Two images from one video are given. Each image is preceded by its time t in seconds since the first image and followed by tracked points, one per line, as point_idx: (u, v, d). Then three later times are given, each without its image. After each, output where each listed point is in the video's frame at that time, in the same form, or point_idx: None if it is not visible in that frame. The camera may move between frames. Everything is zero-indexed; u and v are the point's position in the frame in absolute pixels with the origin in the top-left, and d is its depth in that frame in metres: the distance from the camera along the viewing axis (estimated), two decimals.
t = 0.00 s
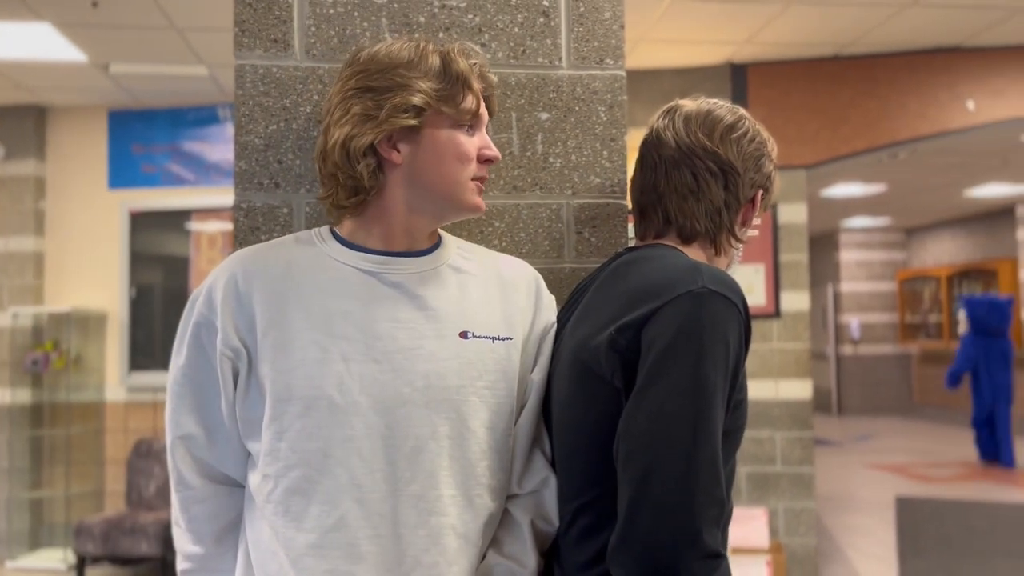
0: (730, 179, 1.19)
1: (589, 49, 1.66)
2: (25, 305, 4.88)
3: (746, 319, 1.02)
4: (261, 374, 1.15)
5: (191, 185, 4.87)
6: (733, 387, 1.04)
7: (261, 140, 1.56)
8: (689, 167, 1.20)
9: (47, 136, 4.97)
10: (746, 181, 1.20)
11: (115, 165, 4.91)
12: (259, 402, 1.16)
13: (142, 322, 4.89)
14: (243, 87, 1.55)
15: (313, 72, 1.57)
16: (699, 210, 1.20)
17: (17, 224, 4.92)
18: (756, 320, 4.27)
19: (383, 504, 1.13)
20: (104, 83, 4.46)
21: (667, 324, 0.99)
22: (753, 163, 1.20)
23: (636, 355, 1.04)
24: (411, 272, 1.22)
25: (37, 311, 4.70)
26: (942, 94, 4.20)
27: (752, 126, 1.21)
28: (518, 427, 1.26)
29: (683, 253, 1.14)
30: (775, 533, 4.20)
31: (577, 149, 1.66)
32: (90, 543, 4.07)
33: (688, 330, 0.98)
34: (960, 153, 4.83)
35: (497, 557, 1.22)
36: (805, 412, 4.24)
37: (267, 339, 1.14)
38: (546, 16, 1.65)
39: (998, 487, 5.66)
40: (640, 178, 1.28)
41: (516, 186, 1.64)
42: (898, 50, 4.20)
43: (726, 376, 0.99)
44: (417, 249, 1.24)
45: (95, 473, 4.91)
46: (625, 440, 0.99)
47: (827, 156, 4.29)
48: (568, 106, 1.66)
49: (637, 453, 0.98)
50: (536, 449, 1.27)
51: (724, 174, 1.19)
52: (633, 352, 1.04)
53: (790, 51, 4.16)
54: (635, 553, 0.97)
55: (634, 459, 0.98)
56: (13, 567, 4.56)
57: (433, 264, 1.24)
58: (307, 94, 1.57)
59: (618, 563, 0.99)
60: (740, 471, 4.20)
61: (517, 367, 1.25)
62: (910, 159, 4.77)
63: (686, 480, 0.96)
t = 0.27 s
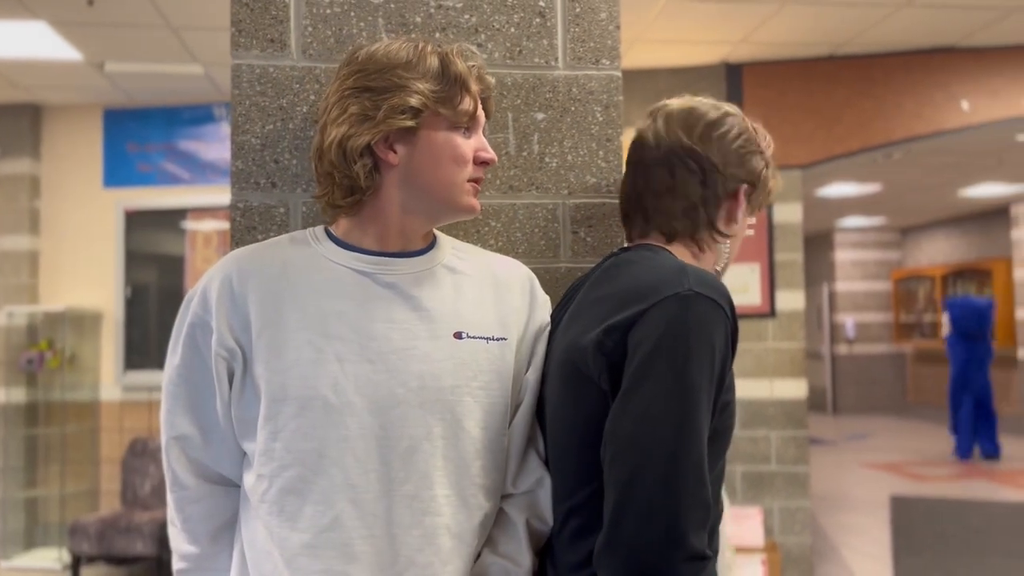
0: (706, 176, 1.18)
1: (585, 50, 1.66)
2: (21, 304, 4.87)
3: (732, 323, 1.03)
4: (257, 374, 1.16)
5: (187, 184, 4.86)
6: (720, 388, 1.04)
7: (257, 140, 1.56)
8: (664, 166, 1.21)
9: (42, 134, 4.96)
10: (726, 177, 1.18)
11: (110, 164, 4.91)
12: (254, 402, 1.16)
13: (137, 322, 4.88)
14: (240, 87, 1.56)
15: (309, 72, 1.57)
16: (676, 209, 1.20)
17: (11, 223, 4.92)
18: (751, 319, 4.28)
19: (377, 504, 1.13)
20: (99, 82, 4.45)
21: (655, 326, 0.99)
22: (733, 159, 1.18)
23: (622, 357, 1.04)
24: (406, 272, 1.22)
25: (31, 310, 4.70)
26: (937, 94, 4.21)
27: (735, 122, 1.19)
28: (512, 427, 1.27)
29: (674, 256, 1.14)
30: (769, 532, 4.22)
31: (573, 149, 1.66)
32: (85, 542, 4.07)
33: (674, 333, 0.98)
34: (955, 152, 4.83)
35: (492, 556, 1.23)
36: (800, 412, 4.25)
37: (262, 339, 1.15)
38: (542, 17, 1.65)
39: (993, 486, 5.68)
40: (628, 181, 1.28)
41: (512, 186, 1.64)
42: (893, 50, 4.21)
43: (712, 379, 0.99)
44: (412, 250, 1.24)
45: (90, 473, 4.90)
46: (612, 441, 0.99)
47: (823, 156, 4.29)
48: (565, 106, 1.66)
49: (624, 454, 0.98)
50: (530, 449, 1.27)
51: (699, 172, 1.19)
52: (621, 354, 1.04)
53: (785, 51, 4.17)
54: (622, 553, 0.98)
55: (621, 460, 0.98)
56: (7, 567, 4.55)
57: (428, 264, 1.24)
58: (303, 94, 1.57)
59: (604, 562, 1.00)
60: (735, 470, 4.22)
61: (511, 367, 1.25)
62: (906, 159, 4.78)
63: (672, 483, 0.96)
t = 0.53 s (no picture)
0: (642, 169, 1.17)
1: (582, 50, 1.66)
2: (17, 303, 4.87)
3: (697, 320, 1.02)
4: (251, 376, 1.15)
5: (184, 183, 4.86)
6: (691, 389, 1.03)
7: (256, 139, 1.56)
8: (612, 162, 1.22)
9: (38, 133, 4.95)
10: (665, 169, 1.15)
11: (107, 162, 4.90)
12: (249, 403, 1.16)
13: (134, 321, 4.88)
14: (238, 86, 1.55)
15: (307, 71, 1.57)
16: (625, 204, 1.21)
17: (7, 222, 4.90)
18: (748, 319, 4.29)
19: (371, 505, 1.13)
20: (96, 80, 4.44)
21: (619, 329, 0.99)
22: (667, 148, 1.13)
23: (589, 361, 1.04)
24: (401, 273, 1.22)
25: (27, 309, 4.61)
26: (933, 94, 4.23)
27: (677, 108, 1.12)
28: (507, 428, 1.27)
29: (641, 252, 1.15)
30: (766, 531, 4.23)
31: (571, 149, 1.66)
32: (82, 542, 4.06)
33: (632, 334, 0.97)
34: (950, 153, 4.85)
35: (490, 555, 1.23)
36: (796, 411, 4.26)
37: (255, 340, 1.15)
38: (540, 16, 1.65)
39: (988, 485, 5.72)
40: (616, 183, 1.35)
41: (509, 186, 1.64)
42: (890, 50, 4.22)
43: (678, 379, 0.98)
44: (407, 251, 1.24)
45: (87, 472, 4.90)
46: (584, 447, 0.99)
47: (820, 156, 4.30)
48: (562, 105, 1.66)
49: (596, 459, 0.97)
50: (526, 449, 1.28)
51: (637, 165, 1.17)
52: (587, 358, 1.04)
53: (783, 51, 4.17)
54: (601, 559, 0.96)
55: (595, 466, 0.97)
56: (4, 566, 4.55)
57: (422, 265, 1.24)
58: (301, 93, 1.57)
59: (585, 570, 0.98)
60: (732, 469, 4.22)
61: (504, 368, 1.26)
62: (902, 159, 4.79)
63: (643, 487, 0.95)
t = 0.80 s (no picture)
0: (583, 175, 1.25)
1: (581, 49, 1.66)
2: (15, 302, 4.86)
3: (660, 311, 1.02)
4: (240, 385, 1.16)
5: (181, 182, 4.85)
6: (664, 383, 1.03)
7: (255, 138, 1.56)
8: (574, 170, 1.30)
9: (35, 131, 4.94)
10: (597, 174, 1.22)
11: (105, 161, 4.89)
12: (239, 411, 1.17)
13: (132, 320, 4.88)
14: (237, 85, 1.55)
15: (306, 71, 1.57)
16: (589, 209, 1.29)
17: (5, 220, 4.90)
18: (746, 318, 4.30)
19: (364, 514, 1.13)
20: (94, 79, 4.43)
21: (581, 327, 1.00)
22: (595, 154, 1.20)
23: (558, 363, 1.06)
24: (393, 280, 1.21)
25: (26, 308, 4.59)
26: (931, 93, 4.23)
27: (598, 114, 1.19)
28: (499, 431, 1.28)
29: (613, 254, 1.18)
30: (763, 530, 4.24)
31: (569, 149, 1.67)
32: (79, 541, 4.06)
33: (591, 331, 0.99)
34: (948, 152, 4.86)
35: (487, 555, 1.24)
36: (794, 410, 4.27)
37: (243, 349, 1.15)
38: (539, 16, 1.65)
39: (985, 485, 5.74)
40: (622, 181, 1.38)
41: (508, 185, 1.64)
42: (888, 50, 4.22)
43: (644, 369, 0.98)
44: (396, 255, 1.23)
45: (84, 470, 4.91)
46: (561, 454, 0.99)
47: (817, 156, 4.31)
48: (561, 105, 1.66)
49: (570, 459, 0.97)
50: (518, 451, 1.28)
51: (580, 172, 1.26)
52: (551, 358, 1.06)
53: (781, 51, 4.18)
54: (587, 562, 0.96)
55: (571, 469, 0.97)
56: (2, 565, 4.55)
57: (414, 270, 1.24)
58: (300, 93, 1.57)
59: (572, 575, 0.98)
60: (729, 468, 4.24)
61: (493, 371, 1.26)
62: (899, 158, 4.80)
63: (618, 484, 0.95)
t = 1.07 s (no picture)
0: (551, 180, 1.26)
1: (581, 49, 1.66)
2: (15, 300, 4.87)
3: (629, 303, 1.03)
4: (226, 388, 1.16)
5: (180, 181, 4.85)
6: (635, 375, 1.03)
7: (254, 138, 1.56)
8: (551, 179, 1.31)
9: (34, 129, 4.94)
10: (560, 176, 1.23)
11: (103, 160, 4.88)
12: (226, 414, 1.17)
13: (130, 319, 4.87)
14: (237, 85, 1.55)
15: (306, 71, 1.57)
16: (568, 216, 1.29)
17: (5, 219, 4.90)
18: (745, 318, 4.30)
19: (354, 515, 1.13)
20: (94, 78, 4.43)
21: (549, 323, 1.00)
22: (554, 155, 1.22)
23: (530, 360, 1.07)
24: (379, 281, 1.21)
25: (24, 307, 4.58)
26: (931, 94, 4.23)
27: (553, 117, 1.21)
28: (489, 433, 1.28)
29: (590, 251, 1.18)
30: (762, 529, 4.24)
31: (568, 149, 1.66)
32: (78, 540, 4.06)
33: (557, 328, 0.99)
34: (947, 152, 4.86)
35: (478, 553, 1.25)
36: (792, 410, 4.27)
37: (228, 352, 1.15)
38: (538, 16, 1.65)
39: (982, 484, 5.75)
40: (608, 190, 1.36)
41: (507, 185, 1.64)
42: (887, 50, 4.23)
43: (612, 361, 0.98)
44: (383, 254, 1.23)
45: (82, 469, 4.91)
46: (532, 453, 0.99)
47: (817, 156, 4.31)
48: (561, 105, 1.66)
49: (542, 455, 0.97)
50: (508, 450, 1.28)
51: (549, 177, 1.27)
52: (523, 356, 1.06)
53: (780, 51, 4.18)
54: (561, 561, 0.95)
55: (542, 465, 0.97)
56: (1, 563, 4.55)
57: (400, 270, 1.24)
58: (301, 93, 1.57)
59: (549, 574, 0.97)
60: (727, 468, 4.24)
61: (479, 370, 1.25)
62: (899, 158, 4.80)
63: (588, 479, 0.95)
